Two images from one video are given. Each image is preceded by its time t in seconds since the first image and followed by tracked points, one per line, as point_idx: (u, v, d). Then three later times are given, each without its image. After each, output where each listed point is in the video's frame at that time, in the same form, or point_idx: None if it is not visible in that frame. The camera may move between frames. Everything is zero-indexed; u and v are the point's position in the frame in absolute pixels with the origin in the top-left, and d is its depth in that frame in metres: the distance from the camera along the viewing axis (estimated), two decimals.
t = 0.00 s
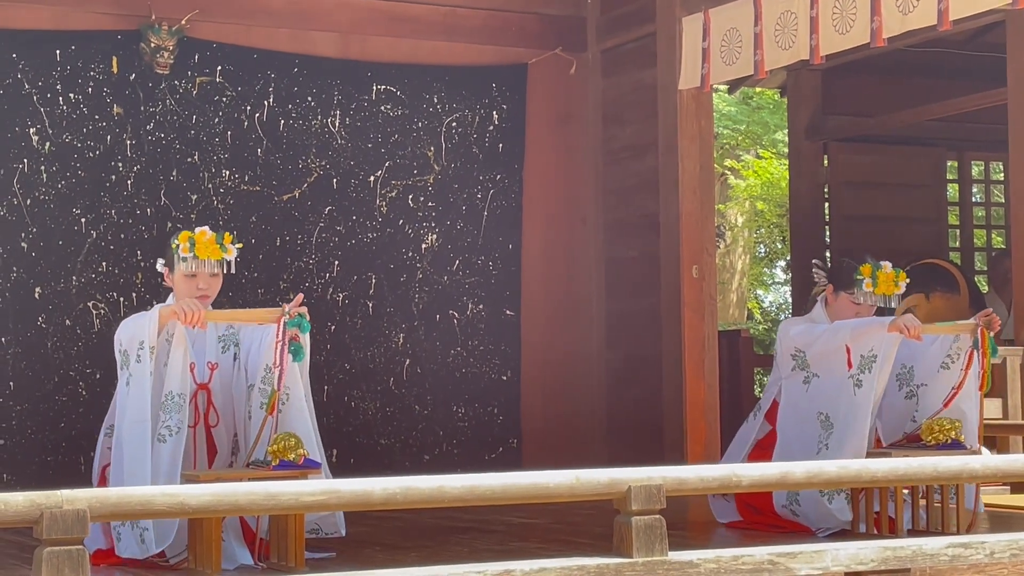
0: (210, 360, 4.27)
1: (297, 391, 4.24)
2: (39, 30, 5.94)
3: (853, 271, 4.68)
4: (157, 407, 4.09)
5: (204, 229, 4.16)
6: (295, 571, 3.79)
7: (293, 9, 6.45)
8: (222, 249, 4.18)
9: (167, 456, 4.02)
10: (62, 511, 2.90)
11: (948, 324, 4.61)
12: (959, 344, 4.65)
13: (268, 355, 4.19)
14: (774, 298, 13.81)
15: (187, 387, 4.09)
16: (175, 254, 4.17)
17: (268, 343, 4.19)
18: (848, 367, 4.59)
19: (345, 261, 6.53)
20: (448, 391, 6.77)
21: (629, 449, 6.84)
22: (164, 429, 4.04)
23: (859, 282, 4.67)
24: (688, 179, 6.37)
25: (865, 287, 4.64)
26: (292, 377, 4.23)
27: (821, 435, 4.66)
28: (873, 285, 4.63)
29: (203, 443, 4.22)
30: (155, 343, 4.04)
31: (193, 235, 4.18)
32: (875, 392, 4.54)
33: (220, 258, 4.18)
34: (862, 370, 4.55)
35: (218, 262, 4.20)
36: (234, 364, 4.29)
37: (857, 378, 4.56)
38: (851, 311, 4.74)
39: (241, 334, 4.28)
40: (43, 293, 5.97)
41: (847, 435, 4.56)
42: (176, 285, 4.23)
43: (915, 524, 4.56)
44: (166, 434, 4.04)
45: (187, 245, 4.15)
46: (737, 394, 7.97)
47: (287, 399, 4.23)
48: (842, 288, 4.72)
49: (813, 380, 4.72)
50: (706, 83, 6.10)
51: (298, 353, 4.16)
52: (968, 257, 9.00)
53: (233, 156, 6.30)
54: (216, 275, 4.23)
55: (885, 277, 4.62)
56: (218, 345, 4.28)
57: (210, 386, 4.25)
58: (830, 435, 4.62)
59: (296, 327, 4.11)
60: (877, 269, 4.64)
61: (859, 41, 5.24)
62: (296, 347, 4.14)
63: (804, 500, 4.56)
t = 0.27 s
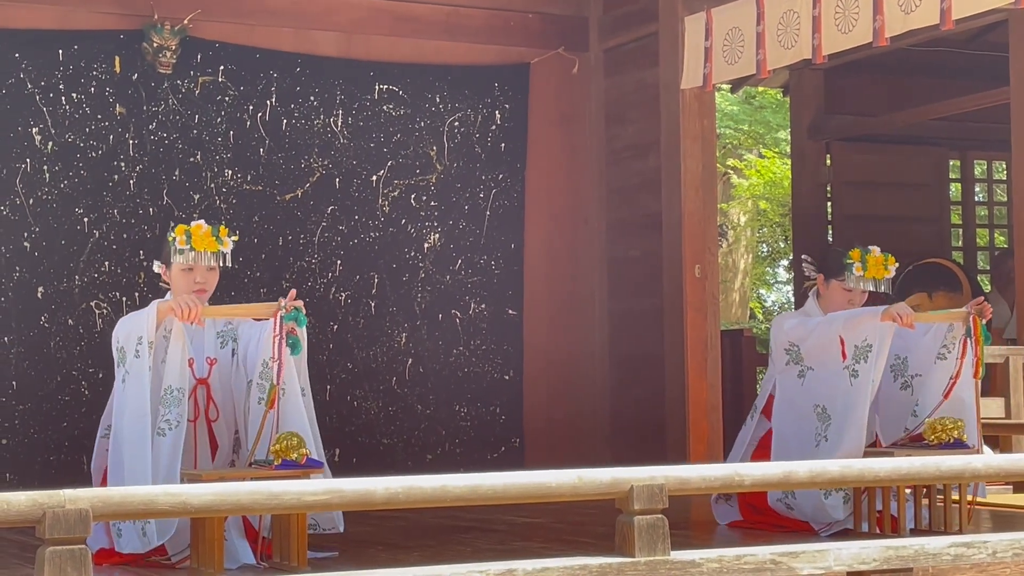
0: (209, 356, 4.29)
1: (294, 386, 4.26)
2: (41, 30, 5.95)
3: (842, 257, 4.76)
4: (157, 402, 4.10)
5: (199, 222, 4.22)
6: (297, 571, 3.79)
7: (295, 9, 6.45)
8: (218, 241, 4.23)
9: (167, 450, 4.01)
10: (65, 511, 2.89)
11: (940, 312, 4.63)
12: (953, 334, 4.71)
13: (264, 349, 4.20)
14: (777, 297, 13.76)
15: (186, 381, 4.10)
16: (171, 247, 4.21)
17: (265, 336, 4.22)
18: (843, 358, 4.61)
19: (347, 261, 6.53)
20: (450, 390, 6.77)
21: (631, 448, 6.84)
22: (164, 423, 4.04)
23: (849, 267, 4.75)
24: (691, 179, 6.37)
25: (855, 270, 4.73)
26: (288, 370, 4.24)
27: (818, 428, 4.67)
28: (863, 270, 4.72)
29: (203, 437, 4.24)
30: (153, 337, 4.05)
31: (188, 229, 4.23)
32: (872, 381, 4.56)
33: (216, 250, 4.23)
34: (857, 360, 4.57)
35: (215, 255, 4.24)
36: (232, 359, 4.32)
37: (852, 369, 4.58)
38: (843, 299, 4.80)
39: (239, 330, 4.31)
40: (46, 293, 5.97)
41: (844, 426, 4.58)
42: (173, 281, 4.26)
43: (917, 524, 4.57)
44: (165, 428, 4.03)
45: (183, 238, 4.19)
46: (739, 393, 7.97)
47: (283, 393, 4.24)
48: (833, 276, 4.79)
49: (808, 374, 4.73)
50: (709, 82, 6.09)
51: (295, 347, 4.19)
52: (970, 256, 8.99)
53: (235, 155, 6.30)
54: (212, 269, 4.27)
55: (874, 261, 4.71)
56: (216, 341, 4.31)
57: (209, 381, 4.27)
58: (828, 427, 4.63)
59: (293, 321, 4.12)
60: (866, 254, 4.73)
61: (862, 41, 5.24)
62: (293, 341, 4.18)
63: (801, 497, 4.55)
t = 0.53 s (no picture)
0: (208, 352, 4.31)
1: (294, 384, 4.22)
2: (45, 30, 5.95)
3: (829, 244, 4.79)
4: (156, 400, 4.10)
5: (196, 219, 4.23)
6: (300, 571, 3.79)
7: (298, 8, 6.45)
8: (216, 238, 4.25)
9: (167, 448, 4.02)
10: (69, 510, 2.89)
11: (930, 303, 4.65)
12: (945, 325, 4.70)
13: (263, 348, 4.20)
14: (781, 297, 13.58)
15: (185, 379, 4.11)
16: (169, 243, 4.22)
17: (265, 336, 4.21)
18: (836, 353, 4.65)
19: (350, 260, 6.53)
20: (453, 389, 6.77)
21: (634, 448, 6.84)
22: (163, 421, 4.04)
23: (836, 254, 4.77)
24: (693, 178, 6.37)
25: (842, 256, 4.75)
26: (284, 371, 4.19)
27: (814, 423, 4.71)
28: (850, 254, 4.74)
29: (204, 432, 4.24)
30: (152, 336, 4.06)
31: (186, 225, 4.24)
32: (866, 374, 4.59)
33: (214, 246, 4.25)
34: (850, 354, 4.60)
35: (213, 251, 4.25)
36: (232, 356, 4.32)
37: (846, 363, 4.62)
38: (835, 287, 4.82)
39: (239, 327, 4.32)
40: (49, 292, 5.98)
41: (839, 421, 4.61)
42: (172, 279, 4.27)
43: (921, 523, 4.56)
44: (164, 425, 4.03)
45: (181, 235, 4.20)
46: (743, 392, 7.96)
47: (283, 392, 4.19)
48: (822, 266, 4.81)
49: (803, 371, 4.78)
50: (711, 81, 6.09)
51: (294, 345, 4.24)
52: (973, 255, 8.98)
53: (238, 155, 6.30)
54: (210, 266, 4.27)
55: (862, 247, 4.72)
56: (215, 338, 4.32)
57: (209, 376, 4.29)
58: (823, 422, 4.67)
59: (291, 319, 4.14)
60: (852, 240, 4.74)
61: (865, 39, 5.23)
62: (292, 340, 4.22)
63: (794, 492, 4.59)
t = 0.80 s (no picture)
0: (207, 349, 4.30)
1: (295, 382, 4.24)
2: (47, 29, 5.95)
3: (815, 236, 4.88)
4: (154, 398, 4.10)
5: (195, 218, 4.22)
6: (303, 569, 3.79)
7: (300, 7, 6.45)
8: (214, 236, 4.25)
9: (166, 446, 4.04)
10: (71, 509, 2.89)
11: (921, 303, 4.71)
12: (935, 324, 4.73)
13: (262, 348, 4.20)
14: (781, 295, 13.96)
15: (184, 376, 4.11)
16: (167, 242, 4.22)
17: (262, 335, 4.21)
18: (829, 355, 4.72)
19: (353, 259, 6.54)
20: (455, 388, 6.77)
21: (636, 447, 6.83)
22: (161, 418, 4.05)
23: (822, 245, 4.86)
24: (696, 177, 6.37)
25: (829, 246, 4.83)
26: (287, 367, 4.22)
27: (807, 424, 4.78)
28: (836, 244, 4.84)
29: (207, 428, 4.24)
30: (151, 334, 4.06)
31: (184, 224, 4.23)
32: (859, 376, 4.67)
33: (212, 244, 4.25)
34: (843, 356, 4.68)
35: (211, 249, 4.26)
36: (231, 354, 4.32)
37: (839, 365, 4.69)
38: (824, 280, 4.89)
39: (238, 326, 4.31)
40: (52, 291, 5.98)
41: (833, 422, 4.69)
42: (170, 277, 4.28)
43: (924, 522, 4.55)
44: (163, 423, 4.04)
45: (180, 233, 4.20)
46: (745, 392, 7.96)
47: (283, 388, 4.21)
48: (809, 260, 4.91)
49: (795, 371, 4.84)
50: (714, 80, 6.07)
51: (293, 344, 4.20)
52: (976, 254, 8.98)
53: (241, 154, 6.30)
54: (208, 265, 4.28)
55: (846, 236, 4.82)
56: (214, 335, 4.32)
57: (209, 372, 4.28)
58: (818, 423, 4.74)
59: (290, 319, 4.14)
60: (837, 231, 4.85)
61: (868, 38, 5.22)
62: (290, 339, 4.18)
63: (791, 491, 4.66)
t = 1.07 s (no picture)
0: (208, 347, 4.30)
1: (295, 382, 4.24)
2: (50, 28, 5.95)
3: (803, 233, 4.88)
4: (157, 396, 4.11)
5: (196, 218, 4.23)
6: (306, 568, 3.80)
7: (302, 6, 6.44)
8: (215, 236, 4.25)
9: (173, 444, 4.06)
10: (73, 508, 2.88)
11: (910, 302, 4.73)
12: (927, 324, 4.74)
13: (262, 347, 4.20)
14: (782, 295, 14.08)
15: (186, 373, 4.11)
16: (168, 242, 4.21)
17: (263, 335, 4.22)
18: (821, 356, 4.72)
19: (355, 258, 6.54)
20: (458, 387, 6.77)
21: (638, 446, 6.83)
22: (166, 416, 4.07)
23: (810, 241, 4.86)
24: (698, 176, 6.37)
25: (817, 243, 4.83)
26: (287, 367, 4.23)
27: (802, 424, 4.79)
28: (825, 241, 4.84)
29: (209, 425, 4.24)
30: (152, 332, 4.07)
31: (185, 224, 4.24)
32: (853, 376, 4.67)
33: (213, 245, 4.25)
34: (836, 357, 4.68)
35: (212, 250, 4.25)
36: (231, 353, 4.32)
37: (832, 365, 4.69)
38: (815, 278, 4.89)
39: (239, 324, 4.32)
40: (54, 290, 5.98)
41: (829, 424, 4.70)
42: (170, 278, 4.27)
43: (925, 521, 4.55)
44: (168, 421, 4.06)
45: (181, 233, 4.20)
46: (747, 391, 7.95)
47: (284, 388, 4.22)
48: (798, 259, 4.91)
49: (789, 372, 4.85)
50: (716, 78, 6.07)
51: (293, 344, 4.21)
52: (978, 253, 8.97)
53: (243, 153, 6.31)
54: (208, 265, 4.28)
55: (834, 233, 4.85)
56: (215, 333, 4.32)
57: (210, 370, 4.29)
58: (813, 424, 4.75)
59: (290, 318, 4.17)
60: (825, 229, 4.87)
61: (869, 36, 5.21)
62: (290, 338, 4.18)
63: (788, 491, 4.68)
